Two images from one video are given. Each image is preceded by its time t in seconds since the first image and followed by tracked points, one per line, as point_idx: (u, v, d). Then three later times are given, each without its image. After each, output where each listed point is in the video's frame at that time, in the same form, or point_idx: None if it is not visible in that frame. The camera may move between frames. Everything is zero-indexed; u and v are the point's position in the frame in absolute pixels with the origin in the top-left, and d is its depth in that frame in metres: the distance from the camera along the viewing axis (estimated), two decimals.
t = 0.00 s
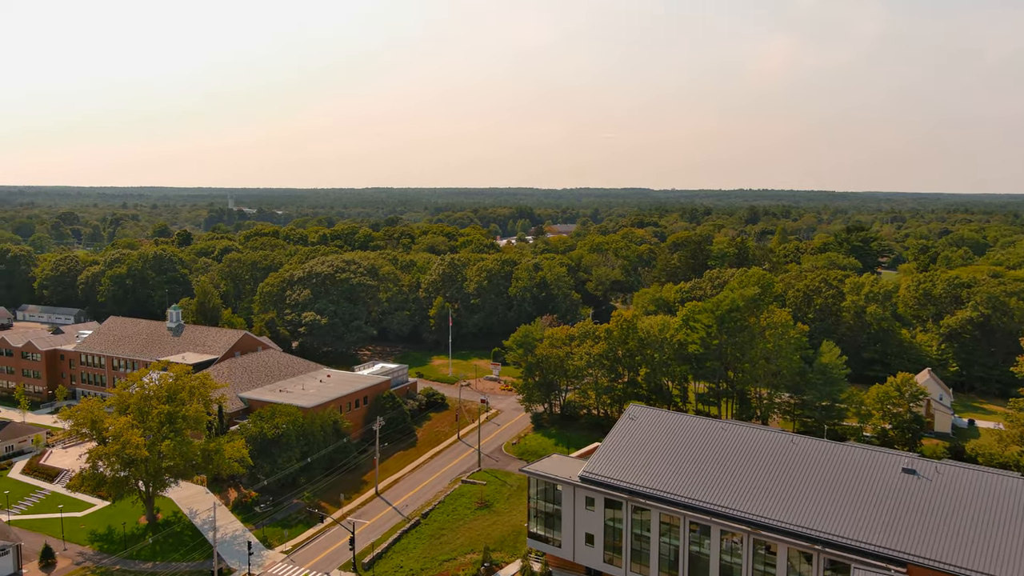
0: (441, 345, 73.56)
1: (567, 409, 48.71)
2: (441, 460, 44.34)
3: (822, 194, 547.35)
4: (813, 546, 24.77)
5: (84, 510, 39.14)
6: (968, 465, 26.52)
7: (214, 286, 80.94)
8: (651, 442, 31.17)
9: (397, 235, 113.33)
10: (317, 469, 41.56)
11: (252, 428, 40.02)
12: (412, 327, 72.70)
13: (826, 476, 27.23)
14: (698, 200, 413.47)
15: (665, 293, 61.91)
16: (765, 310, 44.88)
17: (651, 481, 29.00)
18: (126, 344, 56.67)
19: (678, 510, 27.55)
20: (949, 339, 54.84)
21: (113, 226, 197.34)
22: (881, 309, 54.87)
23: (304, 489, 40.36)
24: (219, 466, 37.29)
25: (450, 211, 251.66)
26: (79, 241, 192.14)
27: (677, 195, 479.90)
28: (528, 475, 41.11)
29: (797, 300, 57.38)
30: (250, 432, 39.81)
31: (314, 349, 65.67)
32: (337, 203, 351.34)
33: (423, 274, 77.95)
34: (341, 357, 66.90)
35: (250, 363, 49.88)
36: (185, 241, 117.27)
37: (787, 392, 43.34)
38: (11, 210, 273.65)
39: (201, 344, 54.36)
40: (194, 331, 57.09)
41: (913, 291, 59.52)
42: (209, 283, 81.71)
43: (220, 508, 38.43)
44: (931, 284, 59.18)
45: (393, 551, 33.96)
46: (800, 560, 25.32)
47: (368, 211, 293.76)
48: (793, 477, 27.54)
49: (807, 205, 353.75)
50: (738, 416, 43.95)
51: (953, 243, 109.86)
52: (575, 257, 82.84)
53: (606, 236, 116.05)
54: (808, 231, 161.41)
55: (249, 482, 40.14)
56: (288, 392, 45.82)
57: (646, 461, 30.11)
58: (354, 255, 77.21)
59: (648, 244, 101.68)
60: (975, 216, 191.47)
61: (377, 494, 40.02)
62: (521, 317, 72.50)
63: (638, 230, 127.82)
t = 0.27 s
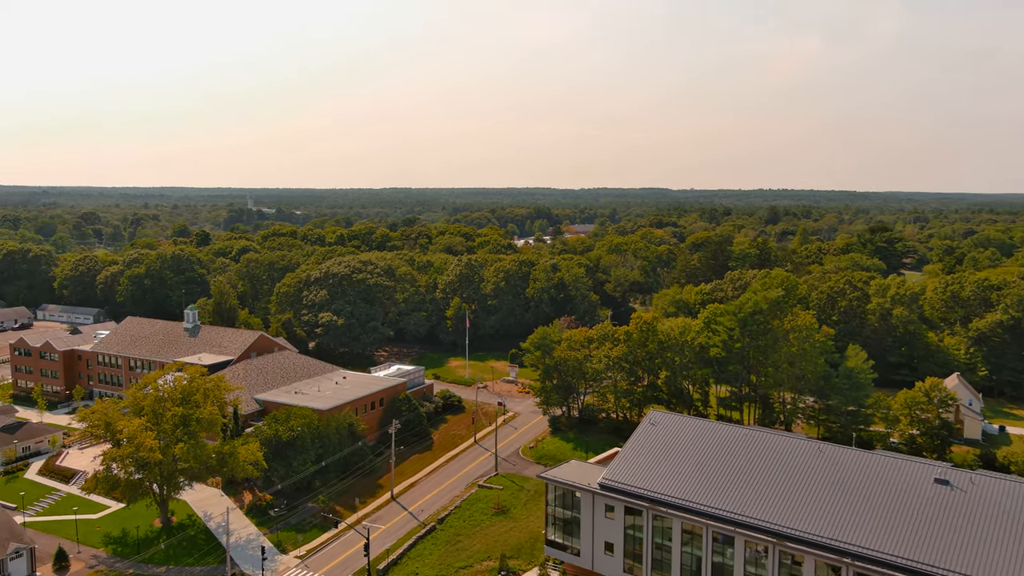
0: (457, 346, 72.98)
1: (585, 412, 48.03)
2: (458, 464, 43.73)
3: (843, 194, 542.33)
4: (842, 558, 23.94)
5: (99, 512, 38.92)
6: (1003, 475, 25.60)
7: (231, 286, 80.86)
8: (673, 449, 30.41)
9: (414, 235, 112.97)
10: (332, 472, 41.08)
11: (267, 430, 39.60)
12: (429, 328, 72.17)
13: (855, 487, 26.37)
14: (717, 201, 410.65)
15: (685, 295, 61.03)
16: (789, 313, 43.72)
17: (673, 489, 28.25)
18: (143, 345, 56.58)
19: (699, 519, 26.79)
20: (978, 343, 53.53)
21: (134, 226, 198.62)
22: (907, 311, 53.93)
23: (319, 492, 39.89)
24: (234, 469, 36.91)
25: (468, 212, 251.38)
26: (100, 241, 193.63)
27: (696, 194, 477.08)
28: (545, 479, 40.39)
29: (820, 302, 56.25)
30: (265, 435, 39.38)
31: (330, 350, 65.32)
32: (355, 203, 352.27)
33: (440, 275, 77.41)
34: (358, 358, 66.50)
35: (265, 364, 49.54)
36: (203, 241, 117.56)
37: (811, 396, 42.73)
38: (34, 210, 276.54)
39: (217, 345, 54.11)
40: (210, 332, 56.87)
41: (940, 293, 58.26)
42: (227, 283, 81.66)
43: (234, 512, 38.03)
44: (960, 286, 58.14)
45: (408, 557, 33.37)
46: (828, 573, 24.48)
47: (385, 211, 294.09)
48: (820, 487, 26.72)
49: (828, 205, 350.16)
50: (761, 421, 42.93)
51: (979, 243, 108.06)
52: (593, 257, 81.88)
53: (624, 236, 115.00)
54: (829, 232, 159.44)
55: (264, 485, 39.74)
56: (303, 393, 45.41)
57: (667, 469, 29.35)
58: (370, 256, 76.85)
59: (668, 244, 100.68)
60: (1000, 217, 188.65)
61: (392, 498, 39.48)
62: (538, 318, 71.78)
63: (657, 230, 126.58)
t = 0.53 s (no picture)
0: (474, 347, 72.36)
1: (604, 416, 47.24)
2: (474, 468, 43.10)
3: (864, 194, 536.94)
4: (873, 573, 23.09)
5: (113, 514, 38.65)
6: None
7: (248, 287, 80.74)
8: (695, 456, 29.62)
9: (431, 235, 112.52)
10: (347, 476, 40.58)
11: (281, 433, 39.16)
12: (446, 330, 71.60)
13: (885, 497, 25.50)
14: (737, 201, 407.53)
15: (705, 296, 60.14)
16: (813, 316, 42.88)
17: (695, 499, 27.49)
18: (159, 345, 56.43)
19: (724, 529, 26.06)
20: (1008, 347, 52.14)
21: (154, 226, 199.95)
22: (935, 313, 52.62)
23: (334, 496, 39.39)
24: (248, 472, 36.49)
25: (485, 212, 251.00)
26: (121, 240, 195.00)
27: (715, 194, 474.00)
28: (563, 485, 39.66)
29: (844, 304, 55.30)
30: (280, 438, 38.92)
31: (346, 351, 64.94)
32: (373, 203, 352.96)
33: (457, 275, 76.81)
34: (374, 359, 66.06)
35: (281, 366, 49.17)
36: (221, 241, 117.86)
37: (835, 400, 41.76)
38: (56, 210, 279.28)
39: (233, 346, 53.83)
40: (227, 333, 56.62)
41: (968, 296, 57.03)
42: (244, 283, 81.55)
43: (248, 515, 37.61)
44: (989, 288, 56.77)
45: (424, 564, 32.76)
46: None
47: (403, 211, 294.28)
48: (849, 498, 25.87)
49: (849, 204, 346.18)
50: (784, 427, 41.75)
51: (1007, 244, 105.95)
52: (612, 258, 80.89)
53: (643, 237, 113.86)
54: (851, 232, 157.24)
55: (278, 488, 39.31)
56: (319, 395, 44.97)
57: (689, 477, 28.58)
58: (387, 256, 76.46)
59: (687, 244, 99.57)
60: None
61: (408, 503, 38.92)
62: (556, 319, 71.05)
63: (676, 230, 125.33)
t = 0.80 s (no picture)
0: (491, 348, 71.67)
1: (623, 420, 46.44)
2: (491, 472, 42.43)
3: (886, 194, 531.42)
4: None
5: (127, 517, 38.35)
6: None
7: (266, 287, 80.59)
8: (718, 463, 28.76)
9: (449, 236, 112.02)
10: (362, 479, 40.03)
11: (296, 435, 38.66)
12: (463, 331, 70.98)
13: (918, 509, 24.58)
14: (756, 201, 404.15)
15: (727, 298, 59.26)
16: (840, 318, 41.76)
17: (719, 508, 26.70)
18: (176, 346, 56.24)
19: (749, 541, 25.27)
20: None
21: (174, 226, 201.07)
22: (963, 316, 51.36)
23: (349, 500, 38.87)
24: (262, 475, 36.05)
25: (503, 212, 250.82)
26: (142, 240, 196.20)
27: (734, 195, 470.97)
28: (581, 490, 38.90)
29: (869, 306, 54.43)
30: (295, 440, 38.41)
31: (363, 352, 64.50)
32: (391, 203, 353.43)
33: (474, 276, 76.15)
34: (391, 360, 65.55)
35: (297, 367, 48.76)
36: (239, 242, 118.07)
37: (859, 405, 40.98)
38: (79, 210, 281.90)
39: (249, 347, 53.50)
40: (243, 333, 56.32)
41: (997, 298, 55.80)
42: (261, 283, 81.41)
43: (262, 519, 37.15)
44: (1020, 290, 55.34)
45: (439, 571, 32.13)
46: None
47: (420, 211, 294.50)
48: (879, 509, 24.98)
49: (871, 204, 342.14)
50: (809, 432, 41.17)
51: None
52: (631, 259, 79.91)
53: (662, 237, 112.68)
54: (874, 233, 155.10)
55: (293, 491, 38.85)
56: (335, 397, 44.50)
57: (712, 486, 27.78)
58: (404, 257, 76.02)
59: (707, 245, 98.46)
60: None
61: (424, 507, 38.32)
62: (574, 321, 70.25)
63: (695, 230, 124.00)
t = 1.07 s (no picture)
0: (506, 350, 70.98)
1: (640, 424, 45.63)
2: (506, 477, 41.77)
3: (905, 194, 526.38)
4: None
5: (138, 520, 37.97)
6: None
7: (280, 287, 80.36)
8: (739, 472, 27.95)
9: (463, 237, 111.47)
10: (375, 484, 39.48)
11: (307, 439, 38.14)
12: (477, 332, 70.34)
13: (947, 521, 23.72)
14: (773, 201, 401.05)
15: (745, 300, 58.35)
16: (864, 322, 40.46)
17: (740, 519, 25.91)
18: (189, 346, 55.98)
19: (772, 553, 24.47)
20: None
21: (190, 226, 201.94)
22: (990, 319, 50.06)
23: (361, 505, 38.31)
24: (273, 479, 35.57)
25: (518, 211, 250.15)
26: (158, 241, 197.11)
27: (750, 195, 467.95)
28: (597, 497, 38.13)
29: (891, 310, 53.84)
30: (307, 444, 37.89)
31: (377, 354, 64.01)
32: (406, 203, 353.51)
33: (488, 277, 75.49)
34: (404, 362, 64.98)
35: (309, 369, 48.29)
36: (254, 242, 118.10)
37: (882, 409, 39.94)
38: (97, 211, 283.95)
39: (262, 348, 53.12)
40: (256, 334, 55.95)
41: None
42: (276, 283, 81.17)
43: (274, 523, 36.66)
44: None
45: None
46: None
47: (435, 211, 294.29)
48: (907, 521, 24.13)
49: (890, 203, 338.73)
50: (831, 437, 40.23)
51: None
52: (647, 260, 78.93)
53: (678, 237, 111.59)
54: (893, 234, 153.16)
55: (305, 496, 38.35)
56: (347, 400, 43.99)
57: (734, 496, 26.99)
58: (418, 257, 75.43)
59: (724, 246, 97.25)
60: None
61: (437, 513, 37.71)
62: (589, 323, 69.40)
63: (712, 231, 122.74)
